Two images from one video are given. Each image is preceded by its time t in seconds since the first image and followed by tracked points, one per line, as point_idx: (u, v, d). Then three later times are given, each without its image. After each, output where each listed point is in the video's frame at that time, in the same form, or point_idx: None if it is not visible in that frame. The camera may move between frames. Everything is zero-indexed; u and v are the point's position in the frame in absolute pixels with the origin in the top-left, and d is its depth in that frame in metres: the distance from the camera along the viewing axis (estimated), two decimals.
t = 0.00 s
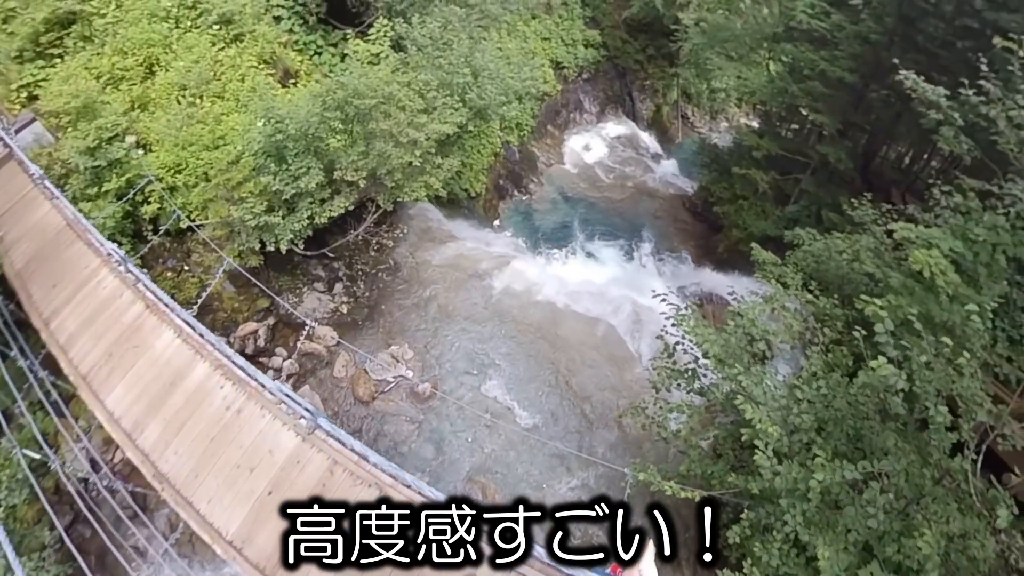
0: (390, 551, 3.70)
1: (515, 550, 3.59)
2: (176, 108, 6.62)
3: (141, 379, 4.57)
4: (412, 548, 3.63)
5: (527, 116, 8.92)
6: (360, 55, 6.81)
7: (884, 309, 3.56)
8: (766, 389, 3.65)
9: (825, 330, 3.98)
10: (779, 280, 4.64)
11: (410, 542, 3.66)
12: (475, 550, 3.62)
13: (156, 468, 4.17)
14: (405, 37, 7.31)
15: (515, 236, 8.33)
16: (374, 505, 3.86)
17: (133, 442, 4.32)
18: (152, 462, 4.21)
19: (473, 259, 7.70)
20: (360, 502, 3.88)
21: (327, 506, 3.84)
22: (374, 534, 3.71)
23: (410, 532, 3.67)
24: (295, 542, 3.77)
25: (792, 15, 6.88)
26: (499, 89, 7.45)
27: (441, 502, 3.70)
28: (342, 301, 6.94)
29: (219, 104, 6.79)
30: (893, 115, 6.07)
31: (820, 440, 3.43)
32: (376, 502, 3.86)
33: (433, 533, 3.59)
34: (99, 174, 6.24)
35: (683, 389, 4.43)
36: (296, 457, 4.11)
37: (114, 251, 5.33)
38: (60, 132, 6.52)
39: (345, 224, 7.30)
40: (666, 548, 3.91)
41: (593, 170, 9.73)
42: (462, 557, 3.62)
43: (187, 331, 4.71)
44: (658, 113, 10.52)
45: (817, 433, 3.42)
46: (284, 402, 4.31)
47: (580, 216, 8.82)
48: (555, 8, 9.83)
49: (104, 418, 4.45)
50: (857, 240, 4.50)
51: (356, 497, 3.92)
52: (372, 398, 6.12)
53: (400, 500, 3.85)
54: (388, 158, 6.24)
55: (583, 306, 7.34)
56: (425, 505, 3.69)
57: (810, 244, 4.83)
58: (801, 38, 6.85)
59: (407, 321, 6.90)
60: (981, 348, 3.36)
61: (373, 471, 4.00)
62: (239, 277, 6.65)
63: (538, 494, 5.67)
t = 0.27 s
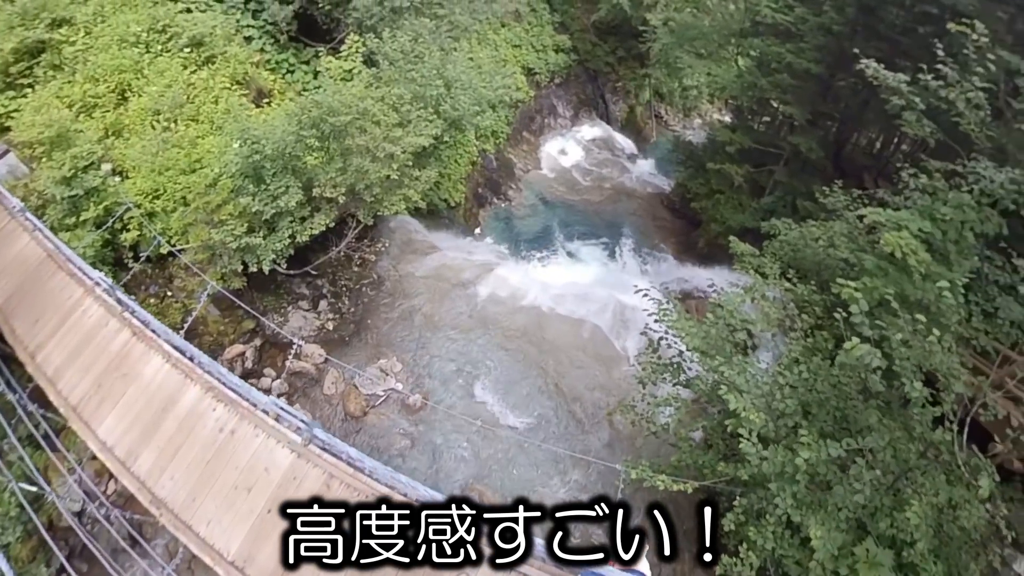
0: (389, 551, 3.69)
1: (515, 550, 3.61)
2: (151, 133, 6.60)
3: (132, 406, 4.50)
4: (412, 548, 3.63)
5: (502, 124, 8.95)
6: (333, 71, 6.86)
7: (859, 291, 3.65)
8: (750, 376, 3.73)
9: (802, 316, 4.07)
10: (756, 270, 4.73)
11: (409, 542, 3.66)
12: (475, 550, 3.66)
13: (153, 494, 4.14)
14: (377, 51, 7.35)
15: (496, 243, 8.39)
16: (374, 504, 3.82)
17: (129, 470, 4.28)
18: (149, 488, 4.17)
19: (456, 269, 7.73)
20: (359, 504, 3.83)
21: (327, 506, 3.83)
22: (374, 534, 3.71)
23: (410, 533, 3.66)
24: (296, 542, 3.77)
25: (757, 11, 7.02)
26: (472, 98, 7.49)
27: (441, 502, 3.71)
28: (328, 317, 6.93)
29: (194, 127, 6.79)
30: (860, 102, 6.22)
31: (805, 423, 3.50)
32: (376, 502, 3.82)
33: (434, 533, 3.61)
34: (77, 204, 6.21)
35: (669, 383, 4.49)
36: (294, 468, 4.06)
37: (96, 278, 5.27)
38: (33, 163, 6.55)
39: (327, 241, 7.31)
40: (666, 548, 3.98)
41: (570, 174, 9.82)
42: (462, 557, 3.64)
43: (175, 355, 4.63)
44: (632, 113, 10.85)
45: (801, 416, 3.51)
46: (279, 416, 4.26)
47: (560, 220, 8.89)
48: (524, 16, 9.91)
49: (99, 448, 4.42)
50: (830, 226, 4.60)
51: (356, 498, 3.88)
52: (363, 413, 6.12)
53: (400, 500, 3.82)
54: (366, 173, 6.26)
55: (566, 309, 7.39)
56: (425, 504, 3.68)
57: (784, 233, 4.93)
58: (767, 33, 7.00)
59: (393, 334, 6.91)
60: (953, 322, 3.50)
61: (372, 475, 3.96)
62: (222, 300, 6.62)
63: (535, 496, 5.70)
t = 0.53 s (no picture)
0: (390, 551, 3.64)
1: (515, 549, 3.57)
2: (127, 160, 6.58)
3: (124, 432, 4.39)
4: (412, 548, 3.59)
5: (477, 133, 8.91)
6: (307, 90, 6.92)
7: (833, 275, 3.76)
8: (732, 364, 3.82)
9: (779, 303, 4.17)
10: (732, 262, 4.82)
11: (409, 542, 3.62)
12: (475, 550, 3.62)
13: (150, 518, 4.01)
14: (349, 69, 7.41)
15: (478, 251, 8.45)
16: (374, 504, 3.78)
17: (123, 496, 4.15)
18: (146, 513, 4.05)
19: (439, 280, 7.77)
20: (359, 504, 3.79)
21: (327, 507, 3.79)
22: (374, 534, 3.65)
23: (410, 532, 3.61)
24: (295, 542, 3.70)
25: (723, 9, 7.17)
26: (446, 110, 7.52)
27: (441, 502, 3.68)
28: (314, 335, 6.94)
29: (170, 152, 6.79)
30: (827, 93, 6.39)
31: (788, 405, 3.60)
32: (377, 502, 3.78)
33: (434, 533, 3.57)
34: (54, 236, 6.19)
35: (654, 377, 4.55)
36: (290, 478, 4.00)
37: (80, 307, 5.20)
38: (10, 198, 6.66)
39: (309, 259, 7.32)
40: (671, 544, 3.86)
41: (548, 179, 9.94)
42: (462, 557, 3.61)
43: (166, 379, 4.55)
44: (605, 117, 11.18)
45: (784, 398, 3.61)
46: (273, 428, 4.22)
47: (540, 225, 8.97)
48: (493, 26, 9.97)
49: (91, 476, 4.28)
50: (803, 215, 4.71)
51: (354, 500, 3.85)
52: (355, 428, 6.11)
53: (400, 499, 3.80)
54: (344, 191, 6.29)
55: (550, 313, 7.44)
56: (425, 504, 3.64)
57: (760, 224, 5.03)
58: (732, 31, 7.16)
59: (380, 348, 6.92)
60: (924, 297, 3.64)
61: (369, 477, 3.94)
62: (207, 323, 6.58)
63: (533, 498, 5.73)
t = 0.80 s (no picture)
0: (389, 551, 3.56)
1: (515, 549, 3.55)
2: (104, 187, 6.53)
3: (116, 462, 4.31)
4: (412, 548, 3.53)
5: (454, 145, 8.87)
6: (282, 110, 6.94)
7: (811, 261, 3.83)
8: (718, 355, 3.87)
9: (758, 294, 4.25)
10: (711, 256, 4.87)
11: (409, 542, 3.55)
12: (475, 549, 3.58)
13: (147, 546, 3.91)
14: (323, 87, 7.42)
15: (461, 261, 8.47)
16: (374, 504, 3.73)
17: (118, 526, 4.05)
18: (142, 541, 3.95)
19: (423, 293, 7.77)
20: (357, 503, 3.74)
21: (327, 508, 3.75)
22: (374, 534, 3.58)
23: (410, 532, 3.56)
24: (295, 542, 3.67)
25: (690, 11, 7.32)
26: (422, 124, 7.52)
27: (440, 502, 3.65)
28: (302, 353, 6.89)
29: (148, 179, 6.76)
30: (795, 86, 6.53)
31: (775, 392, 3.66)
32: (376, 502, 3.75)
33: (434, 533, 3.53)
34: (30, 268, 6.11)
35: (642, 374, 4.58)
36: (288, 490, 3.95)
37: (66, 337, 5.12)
38: None
39: (292, 279, 7.29)
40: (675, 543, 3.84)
41: (526, 186, 10.00)
42: (462, 557, 3.56)
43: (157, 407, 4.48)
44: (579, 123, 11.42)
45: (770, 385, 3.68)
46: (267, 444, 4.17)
47: (521, 232, 9.01)
48: (464, 37, 10.01)
49: (84, 509, 4.18)
50: (778, 205, 4.79)
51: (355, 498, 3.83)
52: (349, 445, 6.03)
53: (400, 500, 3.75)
54: (324, 210, 6.32)
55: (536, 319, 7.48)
56: (424, 504, 3.62)
57: (737, 217, 5.09)
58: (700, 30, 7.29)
59: (368, 363, 6.90)
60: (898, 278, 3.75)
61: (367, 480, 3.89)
62: (193, 349, 6.43)
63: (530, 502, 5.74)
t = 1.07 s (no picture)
0: (389, 551, 3.52)
1: (515, 549, 3.59)
2: (80, 216, 6.47)
3: (111, 495, 4.25)
4: (413, 548, 3.48)
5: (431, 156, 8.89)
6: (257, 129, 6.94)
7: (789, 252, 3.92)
8: (705, 348, 3.92)
9: (742, 286, 4.32)
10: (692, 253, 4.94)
11: (409, 542, 3.50)
12: (475, 549, 3.57)
13: None
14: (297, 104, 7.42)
15: (444, 272, 8.49)
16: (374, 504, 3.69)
17: (118, 561, 4.00)
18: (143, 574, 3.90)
19: (409, 306, 7.78)
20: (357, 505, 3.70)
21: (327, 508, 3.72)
22: (374, 534, 3.55)
23: (410, 533, 3.51)
24: (296, 541, 3.71)
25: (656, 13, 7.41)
26: (398, 137, 7.52)
27: (441, 502, 3.62)
28: (292, 374, 6.81)
29: (124, 206, 6.70)
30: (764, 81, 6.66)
31: (762, 381, 3.73)
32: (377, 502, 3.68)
33: (434, 533, 3.50)
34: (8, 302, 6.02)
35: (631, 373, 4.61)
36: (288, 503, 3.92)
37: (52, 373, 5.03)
38: None
39: (275, 299, 7.26)
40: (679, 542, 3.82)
41: (504, 194, 10.06)
42: (462, 557, 3.56)
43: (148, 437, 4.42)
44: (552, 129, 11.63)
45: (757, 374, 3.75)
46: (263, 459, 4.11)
47: (503, 241, 9.04)
48: (435, 48, 10.04)
49: (81, 545, 4.12)
50: (754, 199, 4.87)
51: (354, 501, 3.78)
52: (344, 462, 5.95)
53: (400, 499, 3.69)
54: (304, 228, 6.31)
55: (522, 325, 7.52)
56: (424, 504, 3.57)
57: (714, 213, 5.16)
58: (667, 31, 7.40)
59: (357, 379, 6.87)
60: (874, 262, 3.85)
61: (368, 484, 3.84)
62: (180, 375, 6.41)
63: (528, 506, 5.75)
